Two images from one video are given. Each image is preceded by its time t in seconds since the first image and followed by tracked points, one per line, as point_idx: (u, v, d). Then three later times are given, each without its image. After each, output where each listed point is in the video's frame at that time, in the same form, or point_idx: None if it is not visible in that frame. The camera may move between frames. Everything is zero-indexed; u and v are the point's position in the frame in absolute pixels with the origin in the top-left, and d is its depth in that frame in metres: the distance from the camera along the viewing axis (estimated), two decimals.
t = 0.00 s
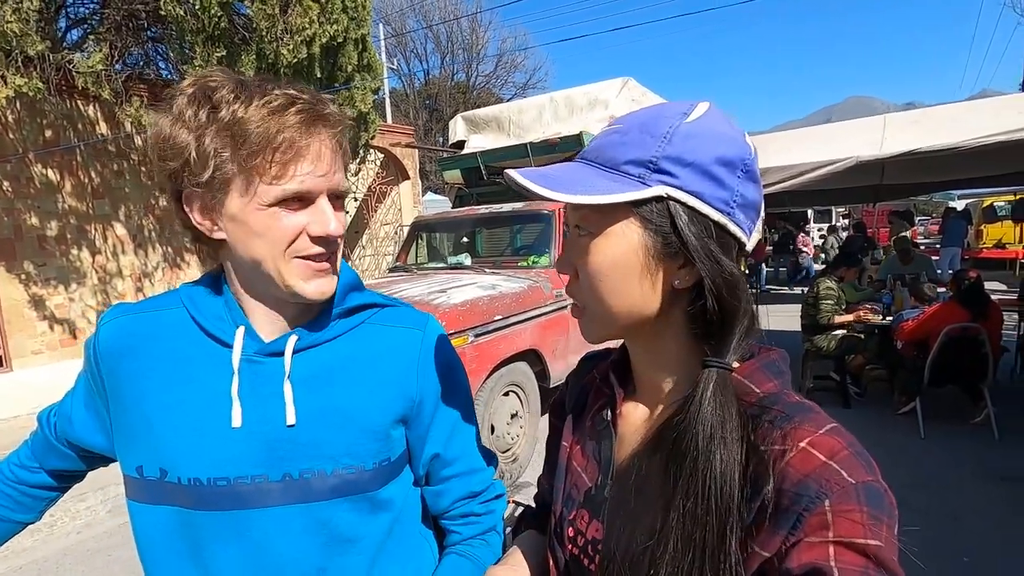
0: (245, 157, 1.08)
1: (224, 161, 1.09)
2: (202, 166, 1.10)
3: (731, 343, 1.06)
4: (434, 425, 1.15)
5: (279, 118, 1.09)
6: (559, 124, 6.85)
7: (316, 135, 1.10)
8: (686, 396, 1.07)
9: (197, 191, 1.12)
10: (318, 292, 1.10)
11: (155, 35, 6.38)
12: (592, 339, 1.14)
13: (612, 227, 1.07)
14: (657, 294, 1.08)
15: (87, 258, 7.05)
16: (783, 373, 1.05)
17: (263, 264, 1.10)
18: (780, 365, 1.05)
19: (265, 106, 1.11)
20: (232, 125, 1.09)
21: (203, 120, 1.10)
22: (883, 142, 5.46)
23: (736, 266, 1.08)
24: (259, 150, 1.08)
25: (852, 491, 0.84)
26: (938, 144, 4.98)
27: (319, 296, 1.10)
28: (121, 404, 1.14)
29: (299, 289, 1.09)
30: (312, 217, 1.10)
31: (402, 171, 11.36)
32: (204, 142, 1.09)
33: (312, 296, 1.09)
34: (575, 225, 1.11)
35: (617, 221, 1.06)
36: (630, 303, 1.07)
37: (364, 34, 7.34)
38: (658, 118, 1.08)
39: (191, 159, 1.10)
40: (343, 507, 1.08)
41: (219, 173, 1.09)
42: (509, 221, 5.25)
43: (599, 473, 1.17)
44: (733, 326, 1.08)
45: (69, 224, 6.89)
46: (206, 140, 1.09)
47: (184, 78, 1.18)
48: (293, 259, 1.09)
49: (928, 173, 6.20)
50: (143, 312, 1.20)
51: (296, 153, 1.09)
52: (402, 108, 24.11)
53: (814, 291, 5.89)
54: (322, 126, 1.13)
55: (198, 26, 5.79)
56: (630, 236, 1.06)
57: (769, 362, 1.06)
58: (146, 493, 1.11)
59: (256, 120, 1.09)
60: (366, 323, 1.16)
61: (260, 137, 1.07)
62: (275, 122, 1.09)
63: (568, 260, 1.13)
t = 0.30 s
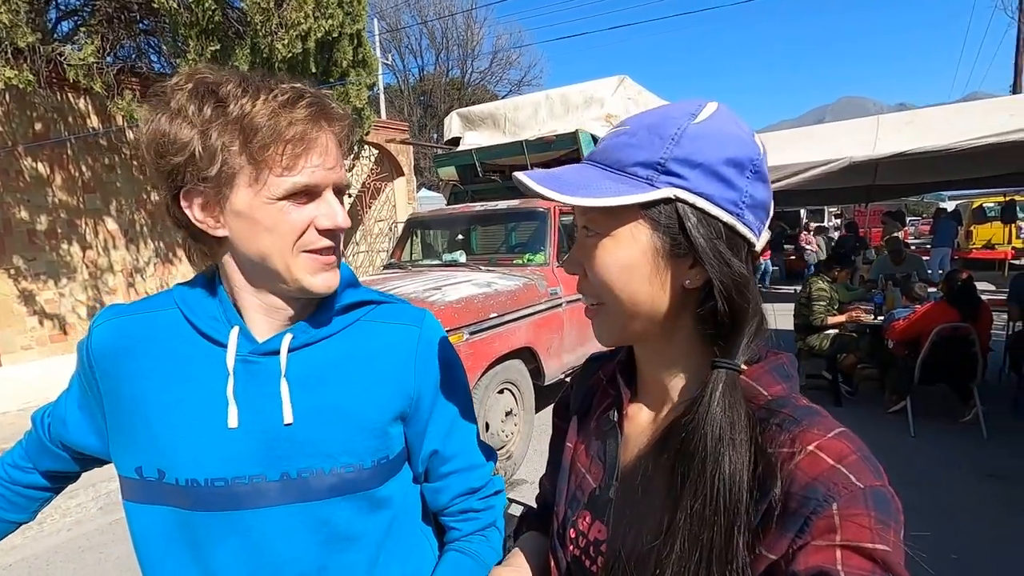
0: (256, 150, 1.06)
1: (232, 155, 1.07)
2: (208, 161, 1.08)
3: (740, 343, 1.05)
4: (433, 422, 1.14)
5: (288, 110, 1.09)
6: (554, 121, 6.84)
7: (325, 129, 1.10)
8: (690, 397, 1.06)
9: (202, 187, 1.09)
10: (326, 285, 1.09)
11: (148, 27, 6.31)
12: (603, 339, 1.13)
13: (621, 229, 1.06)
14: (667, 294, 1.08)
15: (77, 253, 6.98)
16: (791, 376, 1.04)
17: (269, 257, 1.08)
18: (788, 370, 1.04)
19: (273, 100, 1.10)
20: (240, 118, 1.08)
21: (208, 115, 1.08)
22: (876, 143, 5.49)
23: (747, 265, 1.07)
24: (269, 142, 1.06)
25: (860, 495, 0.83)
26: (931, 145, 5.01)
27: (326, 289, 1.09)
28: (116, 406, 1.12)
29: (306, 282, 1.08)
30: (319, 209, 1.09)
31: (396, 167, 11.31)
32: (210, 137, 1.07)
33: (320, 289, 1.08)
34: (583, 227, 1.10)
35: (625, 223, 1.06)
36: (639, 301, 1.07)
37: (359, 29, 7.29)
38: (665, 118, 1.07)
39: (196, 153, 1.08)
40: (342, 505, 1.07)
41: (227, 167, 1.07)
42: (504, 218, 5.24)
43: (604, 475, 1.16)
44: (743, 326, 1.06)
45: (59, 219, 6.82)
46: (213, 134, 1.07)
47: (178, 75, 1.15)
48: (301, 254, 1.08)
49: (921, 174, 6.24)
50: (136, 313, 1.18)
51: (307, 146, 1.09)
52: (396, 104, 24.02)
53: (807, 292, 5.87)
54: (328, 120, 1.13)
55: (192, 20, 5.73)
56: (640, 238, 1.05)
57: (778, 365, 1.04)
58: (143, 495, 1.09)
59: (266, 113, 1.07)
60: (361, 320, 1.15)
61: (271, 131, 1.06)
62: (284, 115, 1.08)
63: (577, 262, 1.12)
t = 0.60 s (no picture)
0: (265, 152, 1.09)
1: (241, 157, 1.10)
2: (218, 163, 1.11)
3: (734, 346, 1.07)
4: (433, 419, 1.16)
5: (297, 113, 1.11)
6: (561, 120, 6.85)
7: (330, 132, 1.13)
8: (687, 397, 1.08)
9: (211, 188, 1.12)
10: (330, 285, 1.12)
11: (158, 27, 6.36)
12: (603, 339, 1.16)
13: (619, 228, 1.08)
14: (665, 292, 1.09)
15: (89, 250, 7.06)
16: (787, 378, 1.05)
17: (277, 256, 1.10)
18: (784, 371, 1.06)
19: (282, 102, 1.13)
20: (249, 121, 1.10)
21: (217, 118, 1.11)
22: (885, 142, 5.47)
23: (744, 265, 1.08)
24: (278, 144, 1.09)
25: (851, 497, 0.84)
26: (940, 144, 4.98)
27: (331, 289, 1.12)
28: (124, 404, 1.15)
29: (312, 282, 1.10)
30: (325, 208, 1.12)
31: (403, 166, 11.36)
32: (219, 139, 1.10)
33: (324, 288, 1.11)
34: (583, 226, 1.13)
35: (624, 221, 1.08)
36: (638, 299, 1.09)
37: (367, 29, 7.33)
38: (665, 120, 1.09)
39: (205, 155, 1.11)
40: (344, 500, 1.09)
41: (236, 169, 1.10)
42: (511, 217, 5.26)
43: (604, 475, 1.18)
44: (739, 327, 1.09)
45: (71, 216, 6.90)
46: (221, 136, 1.10)
47: (185, 77, 1.18)
48: (307, 254, 1.11)
49: (929, 174, 6.21)
50: (142, 313, 1.22)
51: (315, 147, 1.12)
52: (404, 102, 24.08)
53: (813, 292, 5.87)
54: (334, 123, 1.16)
55: (202, 20, 5.77)
56: (640, 236, 1.07)
57: (774, 366, 1.07)
58: (151, 490, 1.12)
59: (273, 116, 1.10)
60: (362, 319, 1.18)
61: (279, 134, 1.09)
62: (292, 117, 1.11)
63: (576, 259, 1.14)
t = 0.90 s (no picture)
0: (272, 168, 1.14)
1: (250, 174, 1.15)
2: (227, 179, 1.15)
3: (723, 349, 1.09)
4: (437, 422, 1.19)
5: (302, 130, 1.16)
6: (572, 126, 6.88)
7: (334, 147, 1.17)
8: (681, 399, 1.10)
9: (221, 203, 1.17)
10: (336, 296, 1.16)
11: (177, 42, 6.51)
12: (593, 340, 1.18)
13: (611, 230, 1.11)
14: (657, 295, 1.12)
15: (110, 260, 7.22)
16: (776, 378, 1.06)
17: (284, 268, 1.15)
18: (772, 371, 1.07)
19: (288, 120, 1.17)
20: (257, 138, 1.15)
21: (226, 135, 1.16)
22: (901, 143, 5.43)
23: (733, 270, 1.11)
24: (284, 161, 1.14)
25: (836, 495, 0.86)
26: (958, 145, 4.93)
27: (337, 299, 1.16)
28: (139, 407, 1.20)
29: (318, 293, 1.15)
30: (330, 222, 1.17)
31: (416, 174, 11.46)
32: (229, 156, 1.15)
33: (329, 299, 1.16)
34: (574, 229, 1.16)
35: (616, 223, 1.10)
36: (628, 301, 1.12)
37: (379, 39, 7.43)
38: (657, 125, 1.12)
39: (216, 172, 1.16)
40: (351, 501, 1.13)
41: (244, 184, 1.15)
42: (523, 223, 5.30)
43: (602, 479, 1.21)
44: (728, 330, 1.11)
45: (93, 227, 7.06)
46: (231, 153, 1.15)
47: (199, 95, 1.23)
48: (312, 266, 1.15)
49: (947, 176, 6.14)
50: (157, 319, 1.27)
51: (319, 163, 1.16)
52: (416, 110, 24.28)
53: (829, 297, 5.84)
54: (339, 138, 1.20)
55: (218, 34, 5.87)
56: (632, 239, 1.10)
57: (763, 367, 1.07)
58: (164, 491, 1.17)
59: (280, 133, 1.15)
60: (369, 324, 1.22)
61: (285, 150, 1.14)
62: (298, 134, 1.15)
63: (568, 261, 1.17)
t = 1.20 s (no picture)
0: (263, 162, 1.15)
1: (246, 167, 1.16)
2: (227, 172, 1.18)
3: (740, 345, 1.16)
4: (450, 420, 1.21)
5: (296, 124, 1.17)
6: (589, 129, 6.88)
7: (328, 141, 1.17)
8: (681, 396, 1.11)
9: (224, 196, 1.20)
10: (340, 290, 1.17)
11: (199, 37, 6.60)
12: (651, 354, 1.10)
13: (688, 238, 1.05)
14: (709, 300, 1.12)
15: (128, 251, 7.32)
16: (777, 378, 1.08)
17: (286, 263, 1.17)
18: (775, 371, 1.08)
19: (284, 114, 1.18)
20: (253, 132, 1.17)
21: (228, 129, 1.19)
22: (923, 153, 5.38)
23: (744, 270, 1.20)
24: (277, 156, 1.15)
25: (842, 495, 0.86)
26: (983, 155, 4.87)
27: (342, 293, 1.17)
28: (155, 394, 1.23)
29: (321, 288, 1.16)
30: (329, 217, 1.16)
31: (432, 173, 11.51)
32: (228, 149, 1.18)
33: (333, 293, 1.16)
34: (643, 238, 1.06)
35: (692, 231, 1.05)
36: (697, 311, 1.08)
37: (398, 38, 7.47)
38: (691, 130, 1.10)
39: (217, 165, 1.19)
40: (360, 495, 1.15)
41: (242, 177, 1.17)
42: (536, 225, 5.30)
43: (602, 484, 1.21)
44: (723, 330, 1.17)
45: (113, 219, 7.17)
46: (231, 146, 1.17)
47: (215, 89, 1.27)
48: (315, 261, 1.16)
49: (970, 187, 6.07)
50: (176, 309, 1.29)
51: (311, 157, 1.16)
52: (433, 110, 24.40)
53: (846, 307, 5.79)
54: (336, 131, 1.20)
55: (240, 30, 5.93)
56: (703, 246, 1.07)
57: (765, 367, 1.09)
58: (178, 478, 1.19)
59: (276, 127, 1.16)
60: (383, 320, 1.23)
61: (279, 144, 1.15)
62: (291, 128, 1.16)
63: (627, 273, 1.06)
